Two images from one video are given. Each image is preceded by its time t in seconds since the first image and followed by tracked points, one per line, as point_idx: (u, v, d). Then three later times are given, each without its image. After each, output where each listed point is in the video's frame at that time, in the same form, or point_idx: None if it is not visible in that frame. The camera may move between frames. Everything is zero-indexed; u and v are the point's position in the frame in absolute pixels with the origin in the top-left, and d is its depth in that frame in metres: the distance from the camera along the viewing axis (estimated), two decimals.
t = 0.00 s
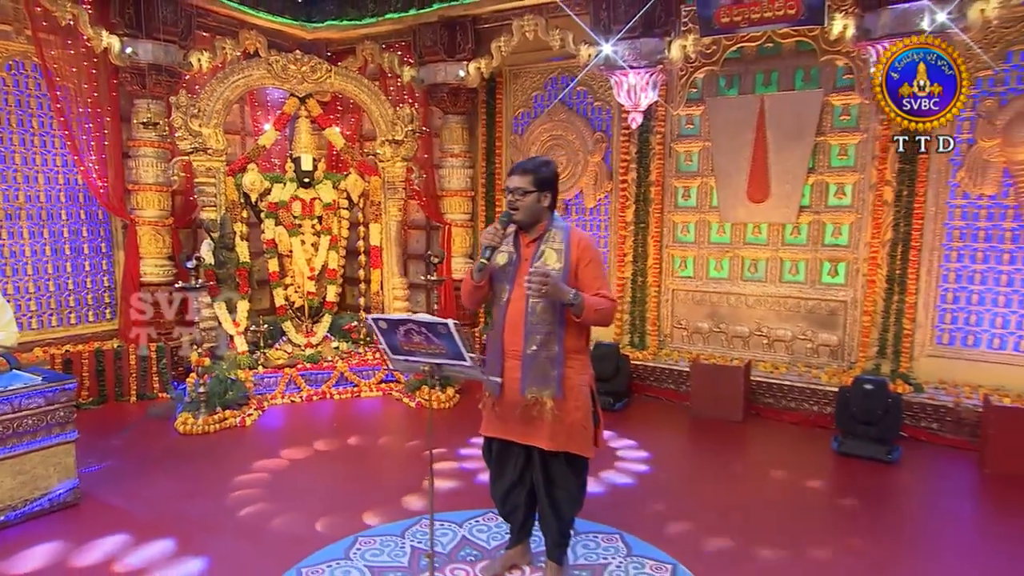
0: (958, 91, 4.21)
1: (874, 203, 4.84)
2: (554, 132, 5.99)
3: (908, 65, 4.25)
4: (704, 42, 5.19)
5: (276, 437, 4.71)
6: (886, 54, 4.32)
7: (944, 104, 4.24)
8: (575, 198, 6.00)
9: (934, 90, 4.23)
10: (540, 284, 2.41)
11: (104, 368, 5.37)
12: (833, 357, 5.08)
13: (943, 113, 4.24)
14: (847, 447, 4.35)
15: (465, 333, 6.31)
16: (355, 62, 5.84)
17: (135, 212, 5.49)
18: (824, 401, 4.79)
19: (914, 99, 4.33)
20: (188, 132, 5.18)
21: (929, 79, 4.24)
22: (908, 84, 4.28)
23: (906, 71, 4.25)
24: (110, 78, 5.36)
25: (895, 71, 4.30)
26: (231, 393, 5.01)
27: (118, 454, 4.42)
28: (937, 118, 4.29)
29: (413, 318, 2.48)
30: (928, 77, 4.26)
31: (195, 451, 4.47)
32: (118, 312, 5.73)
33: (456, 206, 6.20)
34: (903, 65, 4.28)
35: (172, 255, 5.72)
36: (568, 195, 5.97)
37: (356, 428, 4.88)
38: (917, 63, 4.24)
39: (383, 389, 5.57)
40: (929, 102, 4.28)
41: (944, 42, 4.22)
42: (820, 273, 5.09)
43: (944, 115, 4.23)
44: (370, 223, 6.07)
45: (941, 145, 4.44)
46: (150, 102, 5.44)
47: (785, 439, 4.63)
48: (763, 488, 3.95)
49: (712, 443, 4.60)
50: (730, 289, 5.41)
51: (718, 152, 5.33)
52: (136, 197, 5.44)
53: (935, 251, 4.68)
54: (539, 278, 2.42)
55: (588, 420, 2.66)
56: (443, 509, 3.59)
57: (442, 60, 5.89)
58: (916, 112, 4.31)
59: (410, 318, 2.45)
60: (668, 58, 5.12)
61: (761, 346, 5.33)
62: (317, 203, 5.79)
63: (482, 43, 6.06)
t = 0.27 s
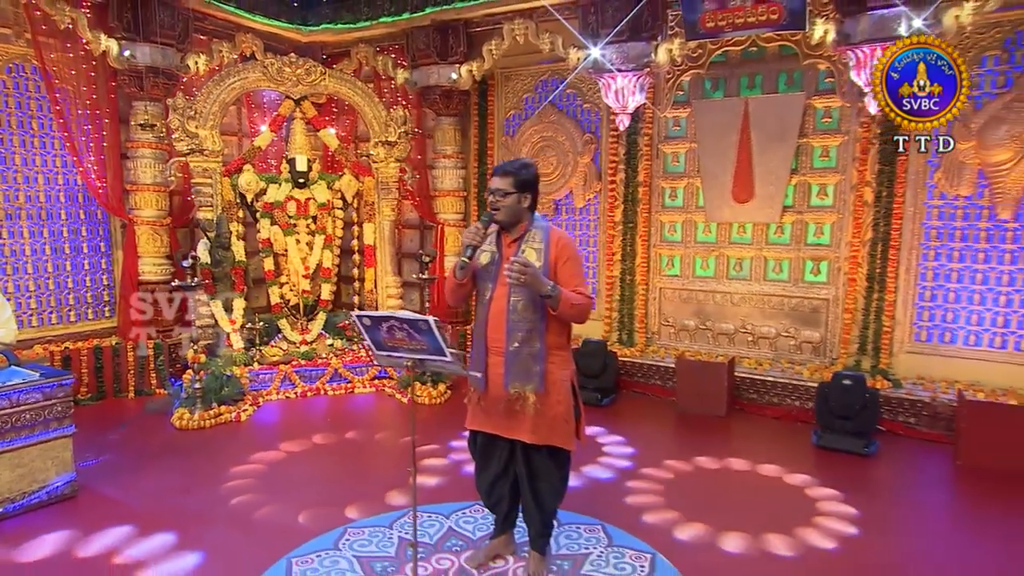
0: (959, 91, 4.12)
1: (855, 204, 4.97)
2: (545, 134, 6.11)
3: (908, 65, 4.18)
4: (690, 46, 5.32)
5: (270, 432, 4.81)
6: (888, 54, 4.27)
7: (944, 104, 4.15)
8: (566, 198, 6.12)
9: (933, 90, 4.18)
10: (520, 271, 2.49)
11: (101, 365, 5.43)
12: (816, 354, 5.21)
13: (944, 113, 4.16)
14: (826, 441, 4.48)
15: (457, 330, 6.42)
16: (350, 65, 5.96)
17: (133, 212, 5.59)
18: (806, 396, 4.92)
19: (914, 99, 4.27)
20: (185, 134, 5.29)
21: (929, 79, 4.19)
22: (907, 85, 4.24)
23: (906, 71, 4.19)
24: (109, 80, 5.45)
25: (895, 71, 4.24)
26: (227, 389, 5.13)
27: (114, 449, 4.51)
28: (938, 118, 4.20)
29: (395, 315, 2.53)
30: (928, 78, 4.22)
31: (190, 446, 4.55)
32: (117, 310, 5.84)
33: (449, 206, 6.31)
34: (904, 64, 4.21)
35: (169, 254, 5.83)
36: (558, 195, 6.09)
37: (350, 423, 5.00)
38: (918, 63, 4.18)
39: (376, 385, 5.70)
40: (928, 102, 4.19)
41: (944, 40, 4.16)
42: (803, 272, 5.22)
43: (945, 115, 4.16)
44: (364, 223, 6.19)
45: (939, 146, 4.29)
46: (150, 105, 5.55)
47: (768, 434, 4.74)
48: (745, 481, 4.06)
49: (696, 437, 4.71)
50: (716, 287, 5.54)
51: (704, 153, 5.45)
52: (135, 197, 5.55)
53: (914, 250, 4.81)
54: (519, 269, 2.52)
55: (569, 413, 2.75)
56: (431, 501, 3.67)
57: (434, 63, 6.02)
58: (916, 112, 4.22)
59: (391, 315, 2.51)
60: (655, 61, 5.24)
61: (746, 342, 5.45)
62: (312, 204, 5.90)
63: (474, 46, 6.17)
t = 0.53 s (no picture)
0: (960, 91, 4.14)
1: (841, 203, 5.07)
2: (538, 134, 6.19)
3: (908, 65, 4.21)
4: (679, 48, 5.42)
5: (267, 427, 4.90)
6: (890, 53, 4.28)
7: (945, 104, 4.17)
8: (559, 197, 6.22)
9: (934, 90, 4.21)
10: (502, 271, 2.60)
11: (102, 361, 5.55)
12: (803, 350, 5.31)
13: (945, 113, 4.18)
14: (811, 435, 4.57)
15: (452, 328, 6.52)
16: (347, 66, 6.05)
17: (133, 211, 5.69)
18: (793, 392, 5.02)
19: (914, 99, 4.27)
20: (184, 134, 5.39)
21: (929, 78, 4.20)
22: (907, 84, 4.25)
23: (907, 71, 4.23)
24: (109, 82, 5.54)
25: (896, 71, 4.26)
26: (224, 385, 5.22)
27: (113, 444, 4.59)
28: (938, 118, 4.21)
29: (382, 311, 2.59)
30: (928, 78, 4.21)
31: (188, 440, 4.64)
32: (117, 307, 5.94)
33: (444, 205, 6.40)
34: (904, 64, 4.23)
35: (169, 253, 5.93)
36: (551, 195, 6.18)
37: (345, 418, 5.09)
38: (917, 63, 4.18)
39: (371, 381, 5.81)
40: (928, 102, 4.20)
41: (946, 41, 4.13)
42: (790, 270, 5.32)
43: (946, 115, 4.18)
44: (361, 222, 6.28)
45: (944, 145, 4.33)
46: (150, 106, 5.66)
47: (754, 429, 4.84)
48: (731, 475, 4.15)
49: (684, 432, 4.81)
50: (705, 285, 5.64)
51: (694, 154, 5.55)
52: (135, 197, 5.64)
53: (898, 249, 4.90)
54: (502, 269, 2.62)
55: (554, 407, 2.84)
56: (423, 493, 3.77)
57: (429, 64, 6.11)
58: (916, 111, 4.24)
59: (378, 311, 2.57)
60: (645, 63, 5.33)
61: (735, 340, 5.56)
62: (309, 203, 6.00)
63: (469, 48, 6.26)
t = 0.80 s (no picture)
0: (958, 92, 4.47)
1: (826, 203, 5.19)
2: (531, 134, 6.30)
3: (908, 66, 4.57)
4: (669, 50, 5.54)
5: (265, 420, 5.01)
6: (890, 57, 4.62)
7: (944, 104, 4.50)
8: (552, 196, 6.34)
9: (934, 91, 4.55)
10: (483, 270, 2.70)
11: (104, 356, 5.71)
12: (789, 345, 5.44)
13: (944, 113, 4.51)
14: (794, 428, 4.69)
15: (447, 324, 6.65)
16: (344, 67, 6.17)
17: (134, 210, 5.81)
18: (778, 386, 5.14)
19: (915, 99, 4.62)
20: (184, 134, 5.51)
21: (930, 79, 4.55)
22: (907, 85, 4.61)
23: (907, 72, 4.59)
24: (110, 83, 5.69)
25: (897, 72, 4.62)
26: (223, 378, 5.35)
27: (113, 436, 4.68)
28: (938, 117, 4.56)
29: (367, 307, 2.72)
30: (928, 78, 4.56)
31: (187, 432, 4.74)
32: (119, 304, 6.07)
33: (439, 204, 6.49)
34: (904, 65, 4.60)
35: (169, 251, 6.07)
36: (544, 194, 6.30)
37: (341, 412, 5.21)
38: (917, 63, 4.54)
39: (367, 375, 5.95)
40: (928, 102, 4.60)
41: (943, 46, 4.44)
42: (776, 268, 5.44)
43: (945, 114, 4.50)
44: (358, 220, 6.42)
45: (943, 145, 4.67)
46: (152, 107, 5.76)
47: (740, 422, 4.96)
48: (715, 467, 4.27)
49: (672, 426, 4.93)
50: (694, 282, 5.76)
51: (683, 153, 5.67)
52: (136, 196, 5.77)
53: (881, 247, 5.03)
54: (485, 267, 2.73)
55: (538, 400, 2.96)
56: (416, 484, 3.86)
57: (425, 66, 6.22)
58: (916, 112, 4.61)
59: (363, 308, 2.69)
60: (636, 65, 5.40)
61: (723, 335, 5.68)
62: (306, 201, 6.13)
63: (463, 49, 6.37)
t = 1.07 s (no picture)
0: (957, 92, 4.48)
1: (810, 202, 5.32)
2: (525, 134, 6.43)
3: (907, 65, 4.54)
4: (658, 52, 5.66)
5: (263, 413, 5.14)
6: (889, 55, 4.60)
7: (942, 104, 4.49)
8: (545, 195, 6.46)
9: (932, 91, 4.53)
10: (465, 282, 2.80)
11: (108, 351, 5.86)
12: (775, 341, 5.57)
13: (942, 112, 4.51)
14: (777, 421, 4.83)
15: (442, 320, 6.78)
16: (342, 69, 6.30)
17: (137, 208, 5.95)
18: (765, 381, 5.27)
19: (914, 99, 4.61)
20: (185, 135, 5.65)
21: (928, 79, 4.52)
22: (907, 85, 4.62)
23: (905, 72, 4.57)
24: (113, 84, 5.81)
25: (895, 72, 4.61)
26: (223, 373, 5.46)
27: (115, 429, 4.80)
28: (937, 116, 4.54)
29: (355, 304, 2.76)
30: (928, 77, 4.56)
31: (188, 425, 4.87)
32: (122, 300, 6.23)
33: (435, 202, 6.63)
34: (903, 65, 4.58)
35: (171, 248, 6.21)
36: (537, 193, 6.42)
37: (338, 406, 5.35)
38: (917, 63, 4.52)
39: (364, 370, 6.09)
40: (928, 103, 4.61)
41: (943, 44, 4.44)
42: (763, 265, 5.57)
43: (943, 113, 4.52)
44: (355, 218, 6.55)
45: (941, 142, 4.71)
46: (154, 108, 5.93)
47: (726, 416, 5.09)
48: (700, 459, 4.39)
49: (660, 419, 5.06)
50: (683, 279, 5.90)
51: (672, 154, 5.79)
52: (138, 194, 5.91)
53: (864, 245, 5.16)
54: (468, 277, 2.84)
55: (524, 393, 3.08)
56: (408, 475, 3.98)
57: (421, 67, 6.35)
58: (915, 111, 4.60)
59: (351, 305, 2.74)
60: (626, 67, 5.59)
61: (712, 331, 5.82)
62: (304, 200, 6.26)
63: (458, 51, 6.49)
